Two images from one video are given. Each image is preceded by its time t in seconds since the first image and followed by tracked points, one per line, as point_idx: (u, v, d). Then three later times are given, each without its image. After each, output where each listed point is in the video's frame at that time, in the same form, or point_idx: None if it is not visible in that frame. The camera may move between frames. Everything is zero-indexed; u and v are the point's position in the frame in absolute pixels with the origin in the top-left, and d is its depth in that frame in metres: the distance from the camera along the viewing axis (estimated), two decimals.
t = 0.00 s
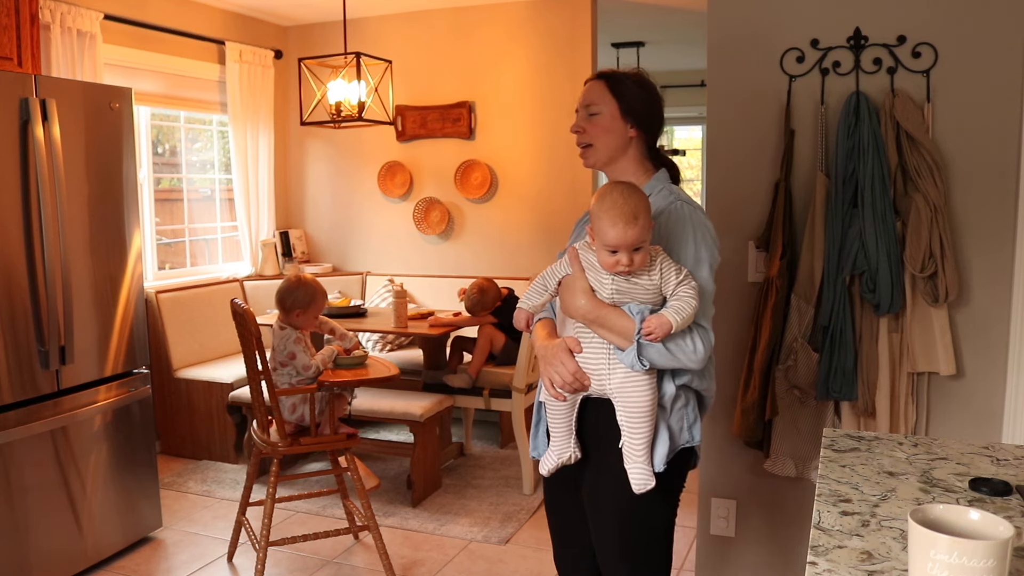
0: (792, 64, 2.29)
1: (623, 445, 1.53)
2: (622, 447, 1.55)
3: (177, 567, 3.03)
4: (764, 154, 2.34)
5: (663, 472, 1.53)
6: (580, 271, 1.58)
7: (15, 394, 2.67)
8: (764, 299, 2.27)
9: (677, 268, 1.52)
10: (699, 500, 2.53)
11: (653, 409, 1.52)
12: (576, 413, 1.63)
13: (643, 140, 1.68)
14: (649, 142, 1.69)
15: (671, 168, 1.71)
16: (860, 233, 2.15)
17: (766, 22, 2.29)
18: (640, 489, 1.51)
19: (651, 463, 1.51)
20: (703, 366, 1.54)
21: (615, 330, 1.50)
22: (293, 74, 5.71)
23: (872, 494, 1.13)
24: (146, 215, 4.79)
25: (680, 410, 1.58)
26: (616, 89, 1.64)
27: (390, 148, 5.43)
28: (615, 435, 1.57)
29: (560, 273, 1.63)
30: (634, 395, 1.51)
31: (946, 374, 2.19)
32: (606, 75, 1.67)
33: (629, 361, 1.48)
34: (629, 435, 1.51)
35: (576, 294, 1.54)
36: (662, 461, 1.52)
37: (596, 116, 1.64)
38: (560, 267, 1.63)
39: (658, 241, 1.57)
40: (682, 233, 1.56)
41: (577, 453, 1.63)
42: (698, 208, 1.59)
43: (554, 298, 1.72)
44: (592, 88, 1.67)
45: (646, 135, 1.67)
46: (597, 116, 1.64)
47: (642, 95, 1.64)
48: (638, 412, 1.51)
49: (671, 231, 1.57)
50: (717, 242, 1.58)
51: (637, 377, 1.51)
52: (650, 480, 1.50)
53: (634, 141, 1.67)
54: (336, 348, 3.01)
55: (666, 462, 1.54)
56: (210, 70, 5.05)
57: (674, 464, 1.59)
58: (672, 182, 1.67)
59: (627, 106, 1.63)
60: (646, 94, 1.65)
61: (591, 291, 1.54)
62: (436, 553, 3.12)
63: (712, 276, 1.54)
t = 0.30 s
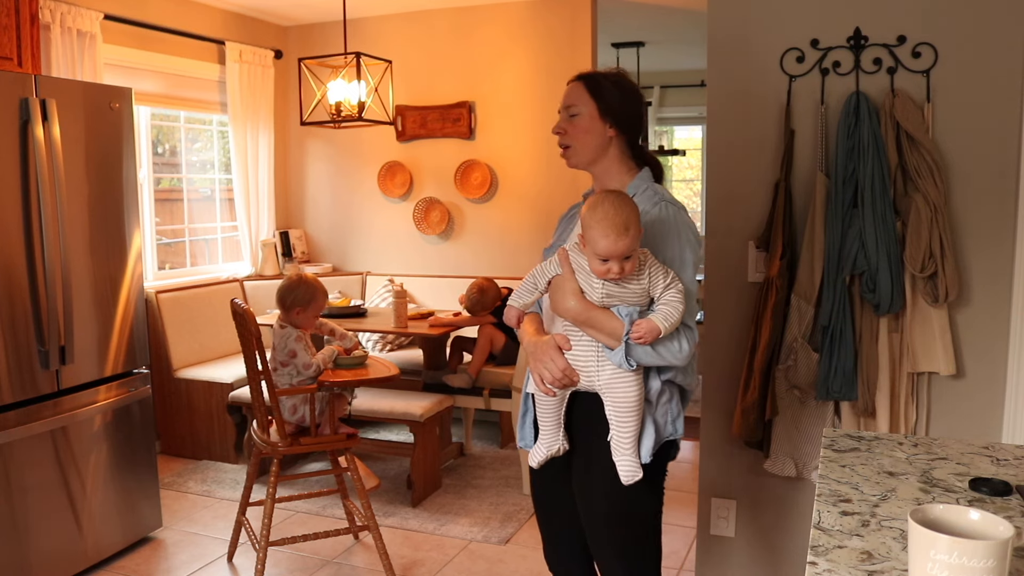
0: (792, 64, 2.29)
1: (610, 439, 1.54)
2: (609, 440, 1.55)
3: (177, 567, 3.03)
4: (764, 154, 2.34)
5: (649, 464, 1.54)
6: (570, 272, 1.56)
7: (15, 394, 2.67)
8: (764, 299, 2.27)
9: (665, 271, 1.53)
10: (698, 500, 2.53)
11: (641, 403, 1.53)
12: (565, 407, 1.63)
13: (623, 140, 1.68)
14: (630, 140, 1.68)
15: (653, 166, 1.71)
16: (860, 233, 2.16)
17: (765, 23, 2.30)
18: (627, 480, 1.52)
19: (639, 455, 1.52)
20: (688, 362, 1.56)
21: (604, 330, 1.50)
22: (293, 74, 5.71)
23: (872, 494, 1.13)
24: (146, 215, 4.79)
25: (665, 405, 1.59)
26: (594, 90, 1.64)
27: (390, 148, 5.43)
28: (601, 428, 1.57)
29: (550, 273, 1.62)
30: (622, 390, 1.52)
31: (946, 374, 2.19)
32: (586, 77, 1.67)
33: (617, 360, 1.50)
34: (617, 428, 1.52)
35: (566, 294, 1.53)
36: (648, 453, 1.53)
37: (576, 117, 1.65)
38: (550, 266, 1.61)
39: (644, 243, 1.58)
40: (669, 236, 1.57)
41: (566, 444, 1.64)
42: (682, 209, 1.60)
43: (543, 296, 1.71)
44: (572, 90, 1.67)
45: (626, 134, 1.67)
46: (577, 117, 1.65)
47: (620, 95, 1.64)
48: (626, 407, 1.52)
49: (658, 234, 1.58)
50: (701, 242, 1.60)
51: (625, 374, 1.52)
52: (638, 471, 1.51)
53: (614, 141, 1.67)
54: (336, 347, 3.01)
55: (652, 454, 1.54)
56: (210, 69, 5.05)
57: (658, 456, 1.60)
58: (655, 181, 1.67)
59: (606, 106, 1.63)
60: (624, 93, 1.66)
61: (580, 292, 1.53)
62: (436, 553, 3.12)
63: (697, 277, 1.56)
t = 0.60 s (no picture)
0: (792, 64, 2.29)
1: (599, 437, 1.55)
2: (598, 438, 1.56)
3: (176, 567, 3.03)
4: (764, 154, 2.34)
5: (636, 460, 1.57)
6: (561, 276, 1.56)
7: (15, 394, 2.67)
8: (764, 299, 2.27)
9: (653, 275, 1.54)
10: (698, 500, 2.53)
11: (629, 402, 1.54)
12: (554, 406, 1.62)
13: (610, 142, 1.69)
14: (614, 144, 1.70)
15: (636, 169, 1.72)
16: (860, 233, 2.15)
17: (765, 23, 2.29)
18: (617, 476, 1.53)
19: (626, 452, 1.54)
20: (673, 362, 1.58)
21: (596, 332, 1.51)
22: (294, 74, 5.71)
23: (872, 494, 1.13)
24: (146, 215, 4.79)
25: (651, 403, 1.60)
26: (580, 93, 1.64)
27: (390, 148, 5.43)
28: (591, 426, 1.58)
29: (541, 276, 1.61)
30: (611, 390, 1.53)
31: (946, 374, 2.19)
32: (571, 79, 1.66)
33: (607, 361, 1.51)
34: (606, 426, 1.53)
35: (557, 298, 1.54)
36: (636, 450, 1.55)
37: (564, 120, 1.63)
38: (542, 270, 1.61)
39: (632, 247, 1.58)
40: (656, 240, 1.58)
41: (554, 442, 1.63)
42: (666, 213, 1.61)
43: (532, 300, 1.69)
44: (557, 93, 1.66)
45: (612, 136, 1.68)
46: (565, 121, 1.63)
47: (605, 98, 1.65)
48: (615, 406, 1.52)
49: (646, 238, 1.58)
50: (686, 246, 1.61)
51: (614, 374, 1.52)
52: (626, 467, 1.52)
53: (601, 144, 1.68)
54: (336, 346, 3.00)
55: (638, 450, 1.57)
56: (210, 69, 5.05)
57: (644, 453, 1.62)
58: (638, 184, 1.68)
59: (593, 109, 1.64)
60: (608, 96, 1.66)
61: (572, 296, 1.53)
62: (436, 553, 3.12)
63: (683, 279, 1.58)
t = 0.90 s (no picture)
0: (792, 64, 2.29)
1: (591, 437, 1.55)
2: (590, 438, 1.56)
3: (176, 567, 3.03)
4: (764, 154, 2.34)
5: (628, 460, 1.56)
6: (555, 281, 1.56)
7: (15, 395, 2.67)
8: (764, 299, 2.27)
9: (646, 280, 1.55)
10: (699, 500, 2.53)
11: (622, 403, 1.53)
12: (546, 407, 1.62)
13: (600, 144, 1.69)
14: (605, 147, 1.70)
15: (625, 171, 1.72)
16: (860, 233, 2.16)
17: (765, 23, 2.30)
18: (609, 476, 1.53)
19: (619, 451, 1.54)
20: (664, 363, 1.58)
21: (589, 337, 1.51)
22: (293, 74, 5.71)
23: (872, 494, 1.13)
24: (146, 215, 4.79)
25: (641, 403, 1.61)
26: (572, 94, 1.64)
27: (390, 148, 5.43)
28: (583, 427, 1.58)
29: (534, 280, 1.61)
30: (604, 391, 1.52)
31: (946, 374, 2.19)
32: (563, 81, 1.66)
33: (600, 363, 1.51)
34: (598, 427, 1.53)
35: (551, 302, 1.54)
36: (628, 449, 1.54)
37: (556, 122, 1.64)
38: (535, 274, 1.61)
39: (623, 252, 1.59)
40: (647, 245, 1.58)
41: (546, 442, 1.62)
42: (656, 217, 1.61)
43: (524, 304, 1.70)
44: (550, 94, 1.66)
45: (603, 137, 1.68)
46: (558, 122, 1.64)
47: (598, 100, 1.65)
48: (607, 407, 1.52)
49: (637, 243, 1.58)
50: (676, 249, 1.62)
51: (606, 377, 1.52)
52: (619, 467, 1.52)
53: (592, 146, 1.68)
54: (336, 346, 3.00)
55: (630, 451, 1.56)
56: (210, 69, 5.05)
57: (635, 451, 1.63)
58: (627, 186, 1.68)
59: (585, 112, 1.64)
60: (601, 98, 1.66)
61: (565, 300, 1.53)
62: (436, 553, 3.12)
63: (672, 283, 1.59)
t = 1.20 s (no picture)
0: (792, 64, 2.29)
1: (593, 438, 1.55)
2: (592, 439, 1.56)
3: (176, 567, 3.03)
4: (763, 154, 2.34)
5: (631, 461, 1.56)
6: (555, 277, 1.56)
7: (15, 395, 2.67)
8: (764, 299, 2.27)
9: (647, 276, 1.55)
10: (699, 501, 2.53)
11: (624, 403, 1.53)
12: (547, 408, 1.62)
13: (600, 142, 1.69)
14: (604, 145, 1.70)
15: (624, 169, 1.72)
16: (860, 233, 2.16)
17: (765, 23, 2.30)
18: (612, 477, 1.53)
19: (622, 452, 1.54)
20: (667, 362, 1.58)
21: (590, 334, 1.51)
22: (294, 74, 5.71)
23: (872, 494, 1.13)
24: (146, 215, 4.79)
25: (644, 403, 1.61)
26: (573, 92, 1.64)
27: (390, 148, 5.43)
28: (586, 428, 1.58)
29: (534, 278, 1.61)
30: (606, 391, 1.52)
31: (946, 374, 2.19)
32: (563, 79, 1.66)
33: (601, 363, 1.51)
34: (601, 428, 1.53)
35: (552, 299, 1.54)
36: (631, 450, 1.54)
37: (557, 120, 1.64)
38: (534, 272, 1.61)
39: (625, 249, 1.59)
40: (648, 241, 1.58)
41: (547, 444, 1.62)
42: (657, 214, 1.61)
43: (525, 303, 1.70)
44: (550, 92, 1.66)
45: (603, 136, 1.68)
46: (557, 120, 1.64)
47: (598, 99, 1.65)
48: (610, 407, 1.52)
49: (637, 240, 1.58)
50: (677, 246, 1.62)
51: (608, 376, 1.52)
52: (621, 468, 1.52)
53: (591, 144, 1.68)
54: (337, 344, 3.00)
55: (633, 451, 1.56)
56: (210, 69, 5.05)
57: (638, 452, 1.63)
58: (627, 184, 1.68)
59: (585, 110, 1.64)
60: (601, 96, 1.66)
61: (566, 297, 1.53)
62: (436, 553, 3.12)
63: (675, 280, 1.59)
